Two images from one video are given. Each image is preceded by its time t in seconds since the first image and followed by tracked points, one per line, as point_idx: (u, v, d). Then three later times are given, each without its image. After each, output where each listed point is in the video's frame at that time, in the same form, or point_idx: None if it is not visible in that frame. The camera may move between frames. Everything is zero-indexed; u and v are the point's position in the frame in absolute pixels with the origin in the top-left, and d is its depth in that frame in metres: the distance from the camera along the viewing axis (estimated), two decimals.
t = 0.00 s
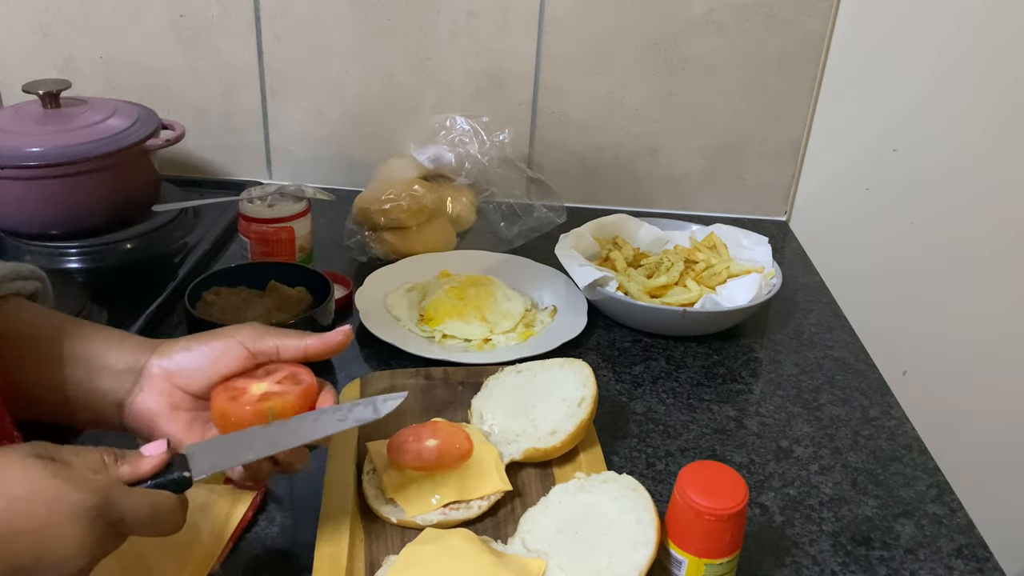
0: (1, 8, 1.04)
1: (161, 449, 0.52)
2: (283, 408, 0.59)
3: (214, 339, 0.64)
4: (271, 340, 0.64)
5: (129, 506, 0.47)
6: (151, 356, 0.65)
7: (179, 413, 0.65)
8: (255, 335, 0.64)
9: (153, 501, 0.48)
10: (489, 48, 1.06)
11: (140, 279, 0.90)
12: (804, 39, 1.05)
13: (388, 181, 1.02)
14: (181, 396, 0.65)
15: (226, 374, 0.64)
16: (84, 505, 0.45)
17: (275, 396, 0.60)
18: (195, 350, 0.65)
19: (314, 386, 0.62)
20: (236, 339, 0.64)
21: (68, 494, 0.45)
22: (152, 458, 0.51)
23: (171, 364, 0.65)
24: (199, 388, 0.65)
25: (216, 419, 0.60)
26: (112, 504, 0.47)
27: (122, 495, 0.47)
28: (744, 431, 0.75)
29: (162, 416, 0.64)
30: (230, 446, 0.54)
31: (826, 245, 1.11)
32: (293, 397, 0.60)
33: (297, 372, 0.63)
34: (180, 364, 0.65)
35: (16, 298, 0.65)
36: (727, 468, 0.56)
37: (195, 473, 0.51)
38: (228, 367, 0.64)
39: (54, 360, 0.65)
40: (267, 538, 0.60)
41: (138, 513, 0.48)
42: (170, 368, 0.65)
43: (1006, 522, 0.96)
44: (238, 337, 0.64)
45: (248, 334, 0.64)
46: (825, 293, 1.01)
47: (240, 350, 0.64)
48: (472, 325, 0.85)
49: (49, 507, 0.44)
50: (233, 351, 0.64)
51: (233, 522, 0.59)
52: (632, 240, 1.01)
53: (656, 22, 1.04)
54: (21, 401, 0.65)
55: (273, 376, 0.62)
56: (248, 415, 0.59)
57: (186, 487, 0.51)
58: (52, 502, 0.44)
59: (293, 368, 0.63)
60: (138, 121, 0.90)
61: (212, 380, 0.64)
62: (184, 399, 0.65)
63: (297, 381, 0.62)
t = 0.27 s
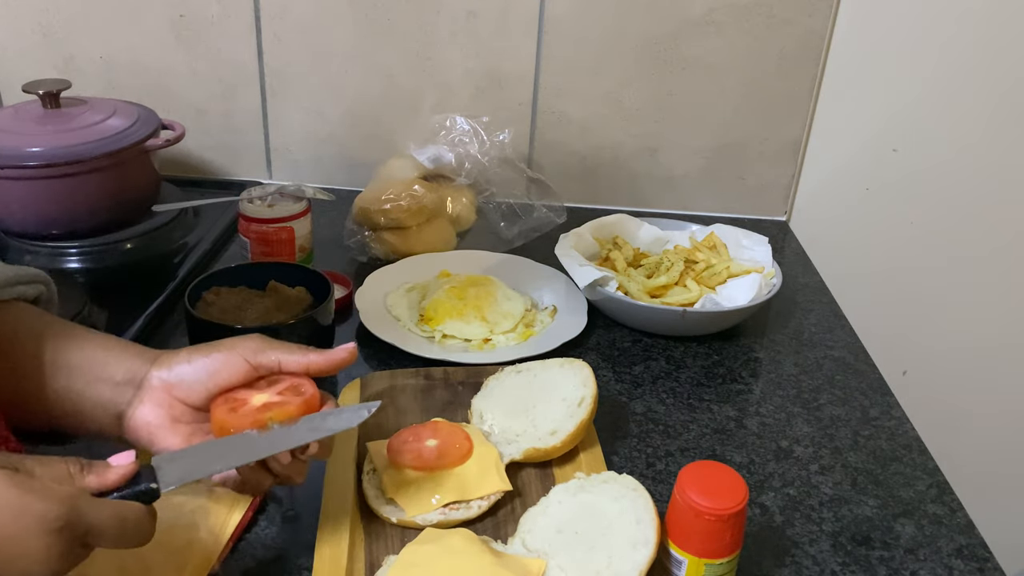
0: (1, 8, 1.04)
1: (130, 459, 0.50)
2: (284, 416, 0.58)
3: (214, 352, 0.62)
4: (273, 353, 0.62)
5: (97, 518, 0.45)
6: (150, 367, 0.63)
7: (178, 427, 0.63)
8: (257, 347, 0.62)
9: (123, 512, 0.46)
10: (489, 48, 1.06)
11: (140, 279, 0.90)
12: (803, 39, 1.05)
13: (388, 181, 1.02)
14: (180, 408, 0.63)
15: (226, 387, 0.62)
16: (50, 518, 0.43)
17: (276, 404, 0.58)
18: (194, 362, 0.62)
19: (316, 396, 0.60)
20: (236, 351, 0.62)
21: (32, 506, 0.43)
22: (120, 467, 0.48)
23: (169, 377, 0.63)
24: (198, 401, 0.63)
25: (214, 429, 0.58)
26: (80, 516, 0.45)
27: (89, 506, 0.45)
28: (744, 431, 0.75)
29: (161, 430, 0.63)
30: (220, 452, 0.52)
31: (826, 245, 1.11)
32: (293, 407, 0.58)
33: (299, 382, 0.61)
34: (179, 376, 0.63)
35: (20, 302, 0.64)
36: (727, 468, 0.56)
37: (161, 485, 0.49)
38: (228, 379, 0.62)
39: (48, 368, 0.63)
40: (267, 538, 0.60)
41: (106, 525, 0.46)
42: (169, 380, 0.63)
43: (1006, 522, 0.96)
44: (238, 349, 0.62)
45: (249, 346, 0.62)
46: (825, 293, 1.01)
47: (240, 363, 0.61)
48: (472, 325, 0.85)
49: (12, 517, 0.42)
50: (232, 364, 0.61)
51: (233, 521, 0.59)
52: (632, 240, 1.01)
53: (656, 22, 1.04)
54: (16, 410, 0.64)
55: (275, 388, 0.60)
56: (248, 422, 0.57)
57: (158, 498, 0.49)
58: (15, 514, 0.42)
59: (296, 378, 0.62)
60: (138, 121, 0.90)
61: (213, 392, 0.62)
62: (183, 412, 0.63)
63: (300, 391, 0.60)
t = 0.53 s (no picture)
0: (1, 8, 1.04)
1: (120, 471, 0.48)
2: (279, 437, 0.58)
3: (215, 369, 0.62)
4: (273, 372, 0.62)
5: (88, 526, 0.44)
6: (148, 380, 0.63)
7: (175, 444, 0.64)
8: (257, 366, 0.62)
9: (114, 521, 0.46)
10: (489, 48, 1.06)
11: (140, 279, 0.90)
12: (803, 39, 1.05)
13: (388, 181, 1.02)
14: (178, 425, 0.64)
15: (226, 404, 0.62)
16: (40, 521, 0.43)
17: (272, 425, 0.59)
18: (194, 379, 0.63)
19: (314, 418, 0.60)
20: (236, 369, 0.62)
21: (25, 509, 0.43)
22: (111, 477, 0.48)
23: (169, 392, 0.63)
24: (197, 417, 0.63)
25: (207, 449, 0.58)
26: (71, 522, 0.44)
27: (79, 513, 0.45)
28: (743, 431, 0.75)
29: (158, 446, 0.63)
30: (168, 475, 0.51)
31: (826, 245, 1.11)
32: (289, 429, 0.58)
33: (298, 404, 0.61)
34: (178, 393, 0.63)
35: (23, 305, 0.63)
36: (727, 468, 0.56)
37: (149, 500, 0.48)
38: (228, 396, 0.62)
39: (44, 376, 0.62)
40: (267, 538, 0.60)
41: (95, 533, 0.45)
42: (168, 396, 0.63)
43: (1005, 521, 0.96)
44: (238, 367, 0.62)
45: (249, 365, 0.62)
46: (825, 293, 1.01)
47: (241, 381, 0.62)
48: (472, 325, 0.85)
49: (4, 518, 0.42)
50: (232, 381, 0.62)
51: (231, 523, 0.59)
52: (632, 240, 1.01)
53: (656, 22, 1.04)
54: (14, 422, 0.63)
55: (272, 408, 0.61)
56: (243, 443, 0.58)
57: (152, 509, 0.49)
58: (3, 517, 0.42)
59: (295, 399, 0.62)
60: (138, 121, 0.90)
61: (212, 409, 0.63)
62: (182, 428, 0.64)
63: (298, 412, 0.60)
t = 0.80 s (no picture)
0: (1, 8, 1.04)
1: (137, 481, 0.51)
2: (270, 457, 0.57)
3: (211, 376, 0.61)
4: (270, 382, 0.60)
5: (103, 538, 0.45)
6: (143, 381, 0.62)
7: (169, 453, 0.62)
8: (254, 377, 0.60)
9: (127, 533, 0.47)
10: (489, 48, 1.06)
11: (140, 279, 0.90)
12: (804, 39, 1.05)
13: (388, 181, 1.02)
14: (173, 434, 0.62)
15: (223, 413, 0.61)
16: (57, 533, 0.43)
17: (266, 444, 0.58)
18: (189, 387, 0.61)
19: (308, 437, 0.59)
20: (233, 377, 0.60)
21: (42, 518, 0.43)
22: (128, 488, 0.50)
23: (164, 399, 0.62)
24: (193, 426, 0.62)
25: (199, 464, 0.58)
26: (83, 535, 0.45)
27: (93, 526, 0.46)
28: (744, 431, 0.75)
29: (153, 454, 0.62)
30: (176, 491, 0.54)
31: (826, 245, 1.11)
32: (282, 448, 0.57)
33: (293, 419, 0.60)
34: (174, 400, 0.61)
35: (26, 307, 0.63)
36: (727, 468, 0.56)
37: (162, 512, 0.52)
38: (225, 406, 0.61)
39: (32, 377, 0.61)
40: (267, 539, 0.60)
41: (107, 545, 0.46)
42: (162, 404, 0.62)
43: (1005, 521, 0.96)
44: (235, 376, 0.60)
45: (245, 373, 0.60)
46: (825, 293, 1.01)
47: (238, 391, 0.60)
48: (472, 325, 0.85)
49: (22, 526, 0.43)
50: (229, 390, 0.60)
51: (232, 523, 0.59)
52: (632, 240, 1.01)
53: (656, 22, 1.04)
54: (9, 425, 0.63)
55: (267, 423, 0.60)
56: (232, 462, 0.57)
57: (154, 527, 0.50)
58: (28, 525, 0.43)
59: (290, 413, 0.60)
60: (138, 121, 0.90)
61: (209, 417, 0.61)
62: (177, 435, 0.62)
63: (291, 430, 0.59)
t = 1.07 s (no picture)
0: (1, 8, 1.04)
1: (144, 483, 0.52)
2: (262, 471, 0.55)
3: (205, 385, 0.60)
4: (263, 393, 0.59)
5: (114, 543, 0.45)
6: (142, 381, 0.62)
7: (162, 460, 0.62)
8: (248, 388, 0.59)
9: (138, 537, 0.47)
10: (489, 48, 1.06)
11: (140, 279, 0.90)
12: (804, 39, 1.05)
13: (389, 181, 1.02)
14: (167, 441, 0.62)
15: (217, 423, 0.60)
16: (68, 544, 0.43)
17: (259, 458, 0.56)
18: (184, 396, 0.61)
19: (303, 449, 0.57)
20: (226, 387, 0.60)
21: (56, 528, 0.42)
22: (134, 493, 0.50)
23: (158, 407, 0.61)
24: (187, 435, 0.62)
25: (186, 471, 0.58)
26: (96, 541, 0.44)
27: (106, 530, 0.45)
28: (744, 431, 0.75)
29: (147, 460, 0.62)
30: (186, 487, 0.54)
31: (826, 245, 1.11)
32: (275, 462, 0.56)
33: (288, 431, 0.59)
34: (167, 408, 0.61)
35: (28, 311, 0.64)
36: (727, 468, 0.56)
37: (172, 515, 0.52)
38: (219, 416, 0.60)
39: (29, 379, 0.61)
40: (267, 539, 0.60)
41: (119, 551, 0.45)
42: (156, 412, 0.62)
43: (1005, 521, 0.96)
44: (227, 386, 0.59)
45: (238, 384, 0.59)
46: (825, 293, 1.01)
47: (232, 401, 0.60)
48: (472, 325, 0.85)
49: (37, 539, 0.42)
50: (222, 400, 0.60)
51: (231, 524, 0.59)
52: (632, 240, 1.01)
53: (656, 22, 1.04)
54: (6, 427, 0.63)
55: (262, 435, 0.58)
56: (224, 476, 0.55)
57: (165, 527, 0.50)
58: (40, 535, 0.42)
59: (287, 426, 0.59)
60: (138, 121, 0.90)
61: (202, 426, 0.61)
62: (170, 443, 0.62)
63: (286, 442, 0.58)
